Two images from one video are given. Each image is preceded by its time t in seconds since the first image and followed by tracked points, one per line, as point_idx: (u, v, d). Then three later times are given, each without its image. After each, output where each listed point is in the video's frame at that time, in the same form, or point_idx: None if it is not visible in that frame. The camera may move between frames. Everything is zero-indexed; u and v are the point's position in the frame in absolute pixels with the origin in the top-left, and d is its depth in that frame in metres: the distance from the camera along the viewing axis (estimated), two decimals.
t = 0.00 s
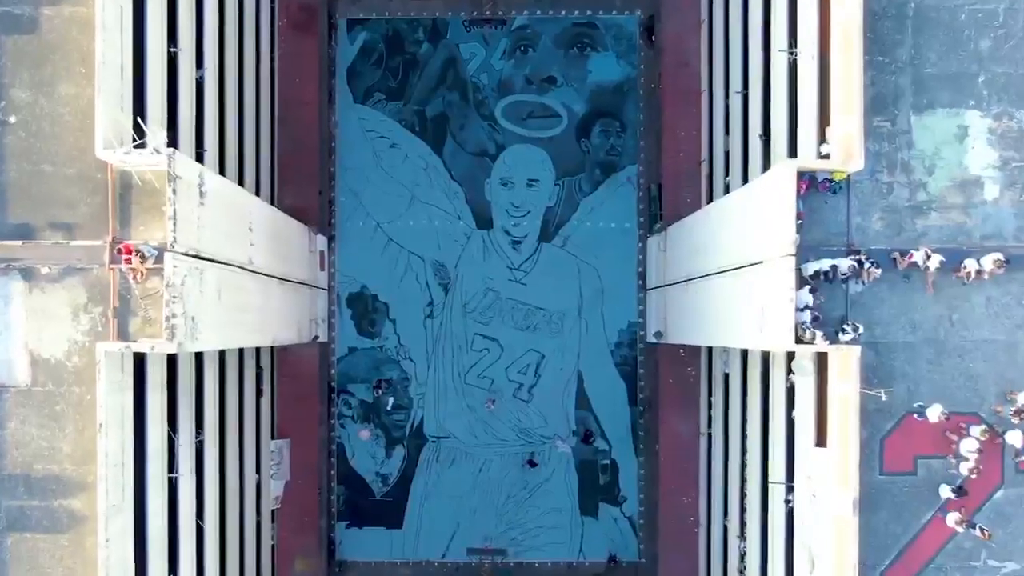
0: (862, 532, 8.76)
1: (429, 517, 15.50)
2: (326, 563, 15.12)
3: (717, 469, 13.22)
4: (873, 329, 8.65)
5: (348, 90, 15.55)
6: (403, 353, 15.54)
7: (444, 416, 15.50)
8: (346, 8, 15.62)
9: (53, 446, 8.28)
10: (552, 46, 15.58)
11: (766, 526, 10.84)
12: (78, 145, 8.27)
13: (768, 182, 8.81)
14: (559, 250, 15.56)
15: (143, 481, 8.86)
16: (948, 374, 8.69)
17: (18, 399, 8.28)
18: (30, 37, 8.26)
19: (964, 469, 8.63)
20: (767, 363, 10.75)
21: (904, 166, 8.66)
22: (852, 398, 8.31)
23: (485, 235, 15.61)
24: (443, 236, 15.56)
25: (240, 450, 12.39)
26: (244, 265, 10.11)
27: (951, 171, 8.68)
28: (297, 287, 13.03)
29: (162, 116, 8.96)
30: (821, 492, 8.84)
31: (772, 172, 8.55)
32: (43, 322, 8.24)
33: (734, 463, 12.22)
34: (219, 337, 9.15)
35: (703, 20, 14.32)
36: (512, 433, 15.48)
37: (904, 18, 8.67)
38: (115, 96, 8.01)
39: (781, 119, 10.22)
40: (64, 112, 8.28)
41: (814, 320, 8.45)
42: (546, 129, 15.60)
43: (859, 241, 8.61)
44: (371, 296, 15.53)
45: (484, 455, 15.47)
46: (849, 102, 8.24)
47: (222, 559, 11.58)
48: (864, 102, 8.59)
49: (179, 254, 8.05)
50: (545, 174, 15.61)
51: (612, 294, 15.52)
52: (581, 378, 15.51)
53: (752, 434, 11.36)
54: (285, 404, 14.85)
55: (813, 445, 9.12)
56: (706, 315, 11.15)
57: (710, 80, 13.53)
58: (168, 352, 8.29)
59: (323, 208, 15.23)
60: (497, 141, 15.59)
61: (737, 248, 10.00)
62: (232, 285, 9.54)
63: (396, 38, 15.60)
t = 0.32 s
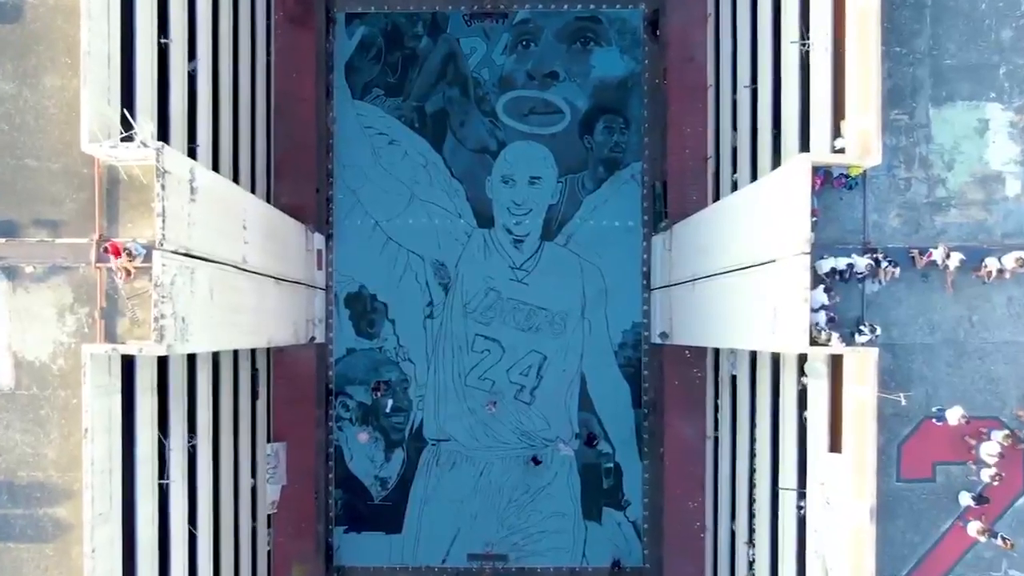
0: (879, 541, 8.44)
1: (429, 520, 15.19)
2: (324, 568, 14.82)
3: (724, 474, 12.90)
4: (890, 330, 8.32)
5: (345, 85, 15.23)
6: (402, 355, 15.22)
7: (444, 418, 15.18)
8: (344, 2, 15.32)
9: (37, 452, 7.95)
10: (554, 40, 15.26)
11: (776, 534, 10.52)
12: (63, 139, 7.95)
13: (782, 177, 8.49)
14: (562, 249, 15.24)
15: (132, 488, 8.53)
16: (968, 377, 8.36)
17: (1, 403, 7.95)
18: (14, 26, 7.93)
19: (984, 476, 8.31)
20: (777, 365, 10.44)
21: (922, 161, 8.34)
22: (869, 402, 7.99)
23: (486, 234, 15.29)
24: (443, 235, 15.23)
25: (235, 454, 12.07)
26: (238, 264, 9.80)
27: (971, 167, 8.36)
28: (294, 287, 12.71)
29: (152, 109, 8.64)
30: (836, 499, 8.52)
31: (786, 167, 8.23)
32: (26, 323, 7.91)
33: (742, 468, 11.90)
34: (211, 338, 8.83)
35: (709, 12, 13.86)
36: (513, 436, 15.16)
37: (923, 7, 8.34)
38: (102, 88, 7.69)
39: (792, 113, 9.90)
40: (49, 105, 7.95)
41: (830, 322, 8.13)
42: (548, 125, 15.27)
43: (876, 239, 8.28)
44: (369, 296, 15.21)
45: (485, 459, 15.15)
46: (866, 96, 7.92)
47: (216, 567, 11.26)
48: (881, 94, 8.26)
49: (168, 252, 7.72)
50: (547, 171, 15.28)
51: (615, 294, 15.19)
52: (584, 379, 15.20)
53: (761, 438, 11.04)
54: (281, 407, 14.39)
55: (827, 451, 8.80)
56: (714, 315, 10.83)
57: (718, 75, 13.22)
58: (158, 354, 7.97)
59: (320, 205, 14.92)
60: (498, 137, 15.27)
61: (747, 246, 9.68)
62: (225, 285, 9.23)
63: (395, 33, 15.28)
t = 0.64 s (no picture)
0: (896, 551, 8.12)
1: (428, 525, 14.85)
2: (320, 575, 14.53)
3: (731, 479, 12.56)
4: (908, 332, 8.00)
5: (343, 80, 14.90)
6: (402, 356, 14.89)
7: (444, 421, 14.85)
8: None
9: (21, 459, 7.62)
10: (557, 35, 14.92)
11: (787, 542, 10.21)
12: (47, 132, 7.62)
13: (796, 171, 8.15)
14: (564, 248, 14.91)
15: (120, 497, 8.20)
16: (989, 380, 8.04)
17: None
18: None
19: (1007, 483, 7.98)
20: (788, 367, 10.13)
21: (942, 156, 8.02)
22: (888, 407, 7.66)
23: (487, 232, 14.97)
24: (443, 234, 14.90)
25: (229, 459, 11.75)
26: (231, 263, 9.47)
27: (992, 162, 8.05)
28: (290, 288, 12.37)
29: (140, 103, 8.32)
30: (852, 508, 8.21)
31: (801, 161, 7.90)
32: (8, 324, 7.58)
33: (750, 473, 11.58)
34: (203, 339, 8.51)
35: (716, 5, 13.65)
36: (515, 438, 14.83)
37: None
38: (86, 79, 7.37)
39: (804, 107, 9.58)
40: (33, 96, 7.62)
41: (846, 323, 7.81)
42: (550, 122, 14.94)
43: (893, 237, 7.97)
44: (367, 296, 14.88)
45: (486, 462, 14.83)
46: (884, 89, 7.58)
47: None
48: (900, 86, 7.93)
49: (156, 250, 7.39)
50: (550, 168, 14.95)
51: (619, 293, 14.86)
52: (587, 381, 14.86)
53: (770, 442, 10.72)
54: (276, 411, 14.25)
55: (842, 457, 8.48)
56: (723, 316, 10.51)
57: (724, 69, 12.89)
58: (146, 357, 7.65)
59: (319, 202, 14.64)
60: (500, 134, 14.95)
61: (759, 244, 9.34)
62: (216, 284, 8.89)
63: (394, 27, 14.96)
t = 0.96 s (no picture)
0: (916, 562, 7.79)
1: (428, 530, 14.53)
2: None
3: (738, 483, 12.24)
4: (927, 333, 7.68)
5: (341, 75, 14.60)
6: (401, 358, 14.57)
7: (444, 423, 14.53)
8: None
9: (3, 466, 7.30)
10: (559, 29, 14.61)
11: (798, 550, 9.88)
12: (30, 124, 7.30)
13: (810, 166, 7.84)
14: (566, 246, 14.59)
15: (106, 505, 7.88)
16: (1012, 383, 7.72)
17: None
18: None
19: None
20: (800, 370, 9.81)
21: (963, 150, 7.70)
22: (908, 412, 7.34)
23: (488, 231, 14.65)
24: (443, 233, 14.58)
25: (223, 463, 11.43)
26: (223, 261, 9.15)
27: (1014, 156, 7.73)
28: (285, 287, 12.04)
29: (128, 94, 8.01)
30: (870, 517, 7.88)
31: (815, 154, 7.60)
32: None
33: (759, 478, 11.24)
34: (193, 341, 8.20)
35: None
36: (517, 441, 14.51)
37: None
38: (69, 69, 7.05)
39: (816, 99, 9.26)
40: (15, 87, 7.30)
41: (864, 323, 7.52)
42: (553, 117, 14.62)
43: (913, 235, 7.64)
44: (366, 296, 14.57)
45: (487, 465, 14.51)
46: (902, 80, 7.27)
47: None
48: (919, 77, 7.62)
49: (143, 248, 7.08)
50: (552, 165, 14.64)
51: (623, 293, 14.53)
52: (591, 383, 14.54)
53: (781, 447, 10.39)
54: (272, 412, 13.71)
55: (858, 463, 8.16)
56: (732, 316, 10.18)
57: (732, 63, 12.57)
58: (133, 360, 7.33)
59: (315, 201, 14.15)
60: (501, 130, 14.62)
61: (770, 242, 9.01)
62: (207, 283, 8.57)
63: (393, 21, 14.65)
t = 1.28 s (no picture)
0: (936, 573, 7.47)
1: (427, 535, 14.21)
2: None
3: (745, 488, 11.92)
4: (948, 334, 7.36)
5: (339, 70, 14.27)
6: (400, 358, 14.25)
7: (444, 426, 14.21)
8: None
9: None
10: (562, 22, 14.28)
11: (809, 558, 9.56)
12: (11, 115, 6.97)
13: (826, 159, 7.51)
14: (569, 244, 14.27)
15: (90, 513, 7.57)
16: None
17: None
18: None
19: None
20: (812, 371, 9.48)
21: (985, 143, 7.38)
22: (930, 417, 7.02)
23: (489, 229, 14.33)
24: (443, 231, 14.26)
25: (217, 467, 11.10)
26: (216, 259, 8.83)
27: None
28: (280, 286, 11.71)
29: (114, 84, 7.68)
30: (888, 526, 7.57)
31: (832, 148, 7.27)
32: None
33: (768, 482, 10.91)
34: (183, 341, 7.89)
35: None
36: (518, 444, 14.20)
37: None
38: (51, 56, 6.73)
39: (829, 91, 8.95)
40: None
41: (883, 323, 7.19)
42: (555, 113, 14.29)
43: (933, 231, 7.32)
44: (364, 295, 14.24)
45: (487, 468, 14.20)
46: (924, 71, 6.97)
47: None
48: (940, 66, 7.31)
49: (127, 244, 6.75)
50: (554, 161, 14.31)
51: (627, 292, 14.22)
52: (594, 384, 14.22)
53: (791, 451, 10.08)
54: (268, 413, 13.39)
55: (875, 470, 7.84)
56: (742, 316, 9.86)
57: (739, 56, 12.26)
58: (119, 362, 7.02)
59: (313, 198, 13.91)
60: (502, 126, 14.29)
61: (784, 240, 8.67)
62: (198, 282, 8.24)
63: (391, 14, 14.33)
